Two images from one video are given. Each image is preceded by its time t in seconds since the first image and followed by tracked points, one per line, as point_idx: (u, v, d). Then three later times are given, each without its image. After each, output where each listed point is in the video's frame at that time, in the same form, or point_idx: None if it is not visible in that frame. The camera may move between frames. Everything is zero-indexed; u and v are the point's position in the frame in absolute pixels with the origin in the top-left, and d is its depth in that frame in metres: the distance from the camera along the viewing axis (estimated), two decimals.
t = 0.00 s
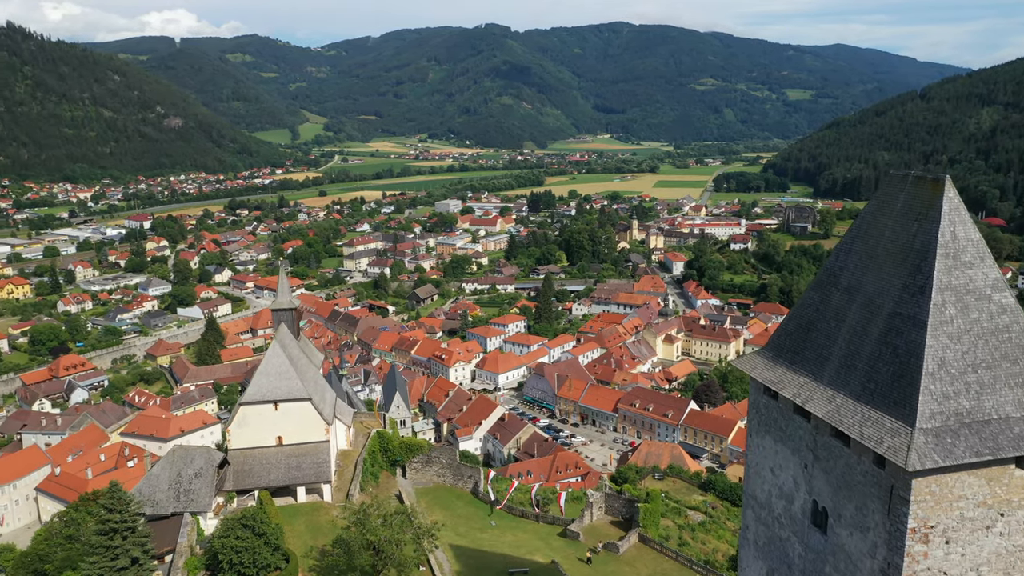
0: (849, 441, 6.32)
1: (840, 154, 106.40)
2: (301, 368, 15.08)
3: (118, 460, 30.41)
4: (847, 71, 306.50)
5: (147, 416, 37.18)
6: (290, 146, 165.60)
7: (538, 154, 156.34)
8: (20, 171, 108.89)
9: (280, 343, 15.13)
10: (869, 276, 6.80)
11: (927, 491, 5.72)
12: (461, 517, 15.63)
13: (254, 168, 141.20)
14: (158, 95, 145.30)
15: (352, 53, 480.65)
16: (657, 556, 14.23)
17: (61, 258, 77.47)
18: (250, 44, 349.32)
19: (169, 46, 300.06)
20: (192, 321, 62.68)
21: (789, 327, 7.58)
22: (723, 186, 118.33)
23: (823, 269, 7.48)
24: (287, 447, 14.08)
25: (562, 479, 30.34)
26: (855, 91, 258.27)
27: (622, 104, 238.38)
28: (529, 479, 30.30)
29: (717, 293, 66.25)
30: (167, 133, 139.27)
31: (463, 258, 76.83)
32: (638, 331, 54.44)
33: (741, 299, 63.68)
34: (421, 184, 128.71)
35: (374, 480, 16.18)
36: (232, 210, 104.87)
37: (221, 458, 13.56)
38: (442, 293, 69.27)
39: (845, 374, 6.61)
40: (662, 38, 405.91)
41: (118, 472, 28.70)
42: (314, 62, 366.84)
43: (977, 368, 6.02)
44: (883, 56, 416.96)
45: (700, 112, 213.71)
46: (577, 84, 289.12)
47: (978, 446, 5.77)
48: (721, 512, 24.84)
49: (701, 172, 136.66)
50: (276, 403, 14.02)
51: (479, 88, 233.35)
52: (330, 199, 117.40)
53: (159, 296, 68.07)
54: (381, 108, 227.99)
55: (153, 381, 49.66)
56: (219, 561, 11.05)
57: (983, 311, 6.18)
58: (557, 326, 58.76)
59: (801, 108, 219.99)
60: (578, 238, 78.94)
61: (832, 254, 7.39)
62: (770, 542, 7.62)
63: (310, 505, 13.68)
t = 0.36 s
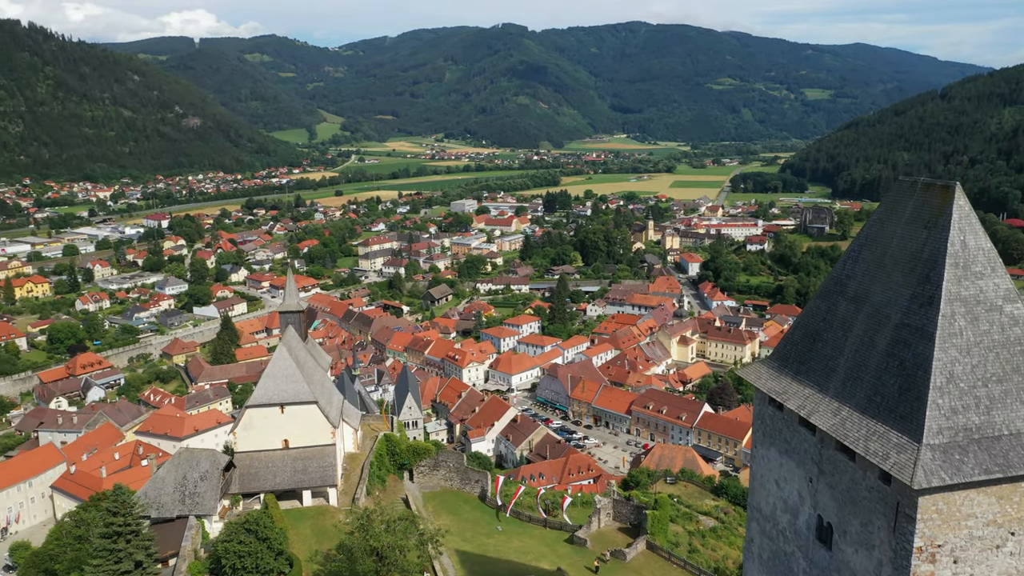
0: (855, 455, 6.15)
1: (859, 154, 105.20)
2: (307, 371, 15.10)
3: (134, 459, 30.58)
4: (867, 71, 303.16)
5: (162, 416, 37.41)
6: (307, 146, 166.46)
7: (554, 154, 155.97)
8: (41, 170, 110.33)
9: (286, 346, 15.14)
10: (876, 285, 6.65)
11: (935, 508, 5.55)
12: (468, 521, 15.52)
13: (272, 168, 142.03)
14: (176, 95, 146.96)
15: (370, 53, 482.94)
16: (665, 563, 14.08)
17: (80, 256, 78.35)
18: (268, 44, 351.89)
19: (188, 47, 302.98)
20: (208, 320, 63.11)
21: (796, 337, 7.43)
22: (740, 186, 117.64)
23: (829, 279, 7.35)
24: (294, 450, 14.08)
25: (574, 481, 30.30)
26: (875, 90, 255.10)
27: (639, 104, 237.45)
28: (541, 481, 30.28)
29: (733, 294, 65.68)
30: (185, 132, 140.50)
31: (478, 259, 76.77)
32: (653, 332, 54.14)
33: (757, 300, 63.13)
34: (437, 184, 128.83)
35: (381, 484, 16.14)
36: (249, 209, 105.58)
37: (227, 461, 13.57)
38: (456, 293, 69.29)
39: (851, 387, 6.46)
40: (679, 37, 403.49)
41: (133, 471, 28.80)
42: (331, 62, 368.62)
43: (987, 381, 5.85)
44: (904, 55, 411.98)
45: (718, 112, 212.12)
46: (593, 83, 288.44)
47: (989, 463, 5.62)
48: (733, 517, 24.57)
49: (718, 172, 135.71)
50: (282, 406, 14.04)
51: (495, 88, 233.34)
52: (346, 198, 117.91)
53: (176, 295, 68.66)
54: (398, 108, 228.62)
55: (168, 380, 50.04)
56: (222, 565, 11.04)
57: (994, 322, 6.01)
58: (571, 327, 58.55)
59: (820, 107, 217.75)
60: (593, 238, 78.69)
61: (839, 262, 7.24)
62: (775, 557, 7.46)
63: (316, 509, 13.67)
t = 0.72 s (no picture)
0: (859, 470, 6.01)
1: (878, 154, 104.02)
2: (313, 374, 15.07)
3: (147, 456, 31.05)
4: (887, 70, 299.72)
5: (176, 415, 37.62)
6: (324, 146, 167.33)
7: (570, 154, 155.60)
8: (61, 169, 111.58)
9: (293, 349, 15.17)
10: (883, 295, 6.48)
11: (941, 527, 5.39)
12: (474, 526, 15.43)
13: (289, 167, 142.83)
14: (194, 95, 148.29)
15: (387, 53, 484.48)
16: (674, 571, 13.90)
17: (98, 255, 79.14)
18: (287, 45, 354.26)
19: (207, 48, 305.57)
20: (223, 319, 63.54)
21: (800, 346, 7.28)
22: (757, 186, 116.82)
23: (835, 288, 7.18)
24: (299, 453, 14.06)
25: (585, 484, 30.24)
26: (895, 89, 252.09)
27: (656, 103, 236.51)
28: (552, 482, 30.19)
29: (748, 296, 65.12)
30: (203, 132, 141.69)
31: (492, 259, 76.74)
32: (667, 334, 53.75)
33: (773, 302, 62.58)
34: (452, 183, 129.00)
35: (387, 488, 16.12)
36: (265, 208, 106.31)
37: (232, 464, 13.58)
38: (470, 293, 69.28)
39: (856, 399, 6.30)
40: (697, 36, 401.24)
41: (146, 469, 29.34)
42: (348, 62, 370.57)
43: (997, 396, 5.69)
44: (924, 54, 407.06)
45: (735, 112, 210.70)
46: (610, 83, 287.45)
47: (998, 481, 5.46)
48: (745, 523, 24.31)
49: (735, 172, 134.68)
50: (289, 409, 14.02)
51: (511, 88, 233.34)
52: (362, 198, 118.30)
53: (192, 293, 69.18)
54: (414, 107, 229.29)
55: (183, 379, 50.44)
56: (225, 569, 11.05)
57: (1004, 335, 5.85)
58: (585, 328, 58.32)
59: (838, 107, 215.66)
60: (608, 238, 78.38)
61: (845, 271, 7.09)
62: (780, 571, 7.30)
63: (321, 512, 13.65)
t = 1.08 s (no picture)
0: (863, 487, 5.86)
1: (897, 155, 102.76)
2: (320, 378, 15.07)
3: (160, 455, 31.22)
4: (907, 70, 296.30)
5: (190, 413, 37.87)
6: (341, 146, 168.10)
7: (587, 154, 155.10)
8: (81, 168, 112.85)
9: (300, 351, 15.16)
10: (890, 304, 6.34)
11: (947, 548, 5.24)
12: (480, 531, 15.33)
13: (305, 167, 143.53)
14: (213, 95, 149.64)
15: (405, 52, 486.04)
16: None
17: (116, 254, 79.97)
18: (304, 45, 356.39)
19: (225, 48, 307.67)
20: (238, 318, 63.94)
21: (806, 356, 7.12)
22: (774, 187, 115.88)
23: (841, 296, 7.01)
24: (305, 456, 14.05)
25: (597, 486, 30.19)
26: (916, 89, 248.84)
27: (673, 103, 235.22)
28: (564, 485, 30.13)
29: (764, 297, 64.52)
30: (221, 131, 142.80)
31: (507, 259, 76.66)
32: (682, 335, 53.35)
33: (789, 303, 61.97)
34: (468, 183, 129.08)
35: (394, 491, 16.09)
36: (282, 208, 106.96)
37: (238, 467, 13.63)
38: (485, 293, 69.30)
39: (861, 413, 6.15)
40: (715, 36, 398.74)
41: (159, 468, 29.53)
42: (366, 62, 372.29)
43: (1006, 412, 5.52)
44: (946, 53, 401.76)
45: (753, 112, 209.20)
46: (627, 82, 286.40)
47: (1006, 501, 5.30)
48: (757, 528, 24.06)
49: (753, 173, 133.62)
50: (294, 412, 14.01)
51: (528, 87, 233.29)
52: (378, 198, 118.60)
53: (208, 292, 69.66)
54: (430, 108, 229.83)
55: (198, 377, 50.83)
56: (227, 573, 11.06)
57: (1013, 347, 5.68)
58: (599, 329, 58.06)
59: (857, 106, 213.41)
60: (623, 239, 77.98)
61: (851, 279, 6.95)
62: None
63: (326, 516, 13.65)
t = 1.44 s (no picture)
0: (868, 504, 5.70)
1: (917, 155, 101.43)
2: (326, 380, 15.06)
3: (173, 454, 31.29)
4: (927, 69, 292.79)
5: (204, 413, 38.04)
6: (357, 145, 168.76)
7: (603, 154, 154.55)
8: (100, 168, 114.03)
9: (306, 354, 15.15)
10: (896, 315, 6.19)
11: (951, 567, 5.10)
12: (487, 537, 15.24)
13: (321, 166, 144.20)
14: (230, 95, 150.88)
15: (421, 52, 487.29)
16: None
17: (134, 253, 80.71)
18: (321, 45, 358.72)
19: (244, 48, 309.90)
20: (253, 318, 64.33)
21: (810, 367, 6.98)
22: (791, 188, 114.88)
23: (847, 306, 6.87)
24: (310, 459, 14.04)
25: (609, 489, 30.01)
26: (937, 88, 245.54)
27: (690, 103, 233.90)
28: (575, 488, 30.01)
29: (780, 299, 63.93)
30: (238, 131, 143.80)
31: (521, 259, 76.54)
32: (696, 336, 52.95)
33: (805, 305, 61.32)
34: (483, 183, 129.00)
35: (400, 495, 16.05)
36: (298, 208, 107.50)
37: (243, 470, 13.62)
38: (499, 294, 69.23)
39: (866, 426, 6.00)
40: (732, 36, 396.13)
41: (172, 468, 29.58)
42: (382, 62, 373.75)
43: (1015, 426, 5.36)
44: (968, 52, 396.36)
45: (771, 111, 207.48)
46: (643, 82, 285.25)
47: (1015, 521, 5.14)
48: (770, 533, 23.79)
49: (770, 172, 132.49)
50: (300, 415, 14.00)
51: (544, 87, 233.01)
52: (393, 198, 118.89)
53: (224, 292, 70.14)
54: (447, 107, 230.24)
55: (213, 377, 51.17)
56: None
57: None
58: (613, 330, 57.76)
59: (876, 106, 210.98)
60: (638, 240, 77.58)
61: (858, 288, 6.79)
62: None
63: (331, 520, 13.62)
